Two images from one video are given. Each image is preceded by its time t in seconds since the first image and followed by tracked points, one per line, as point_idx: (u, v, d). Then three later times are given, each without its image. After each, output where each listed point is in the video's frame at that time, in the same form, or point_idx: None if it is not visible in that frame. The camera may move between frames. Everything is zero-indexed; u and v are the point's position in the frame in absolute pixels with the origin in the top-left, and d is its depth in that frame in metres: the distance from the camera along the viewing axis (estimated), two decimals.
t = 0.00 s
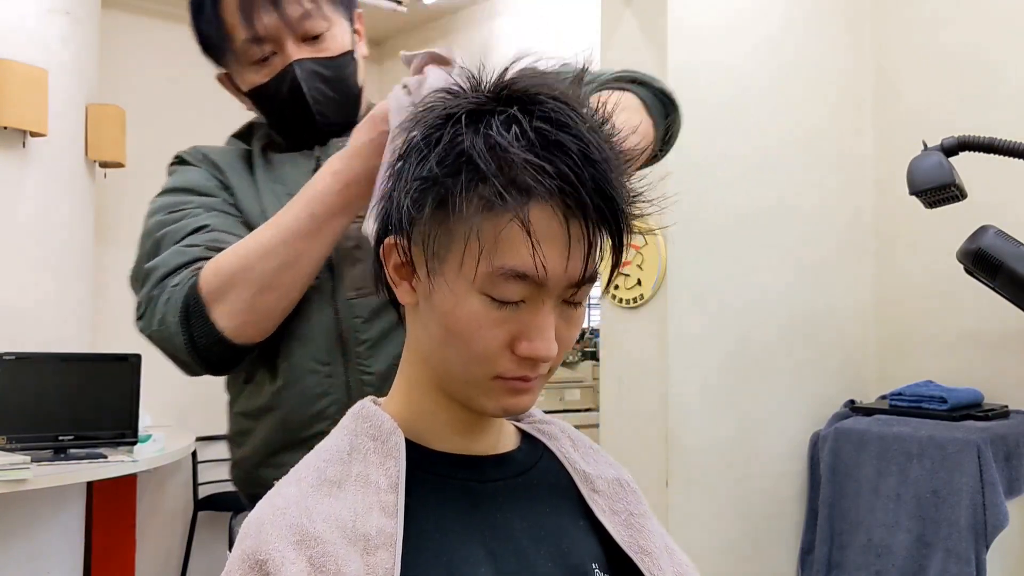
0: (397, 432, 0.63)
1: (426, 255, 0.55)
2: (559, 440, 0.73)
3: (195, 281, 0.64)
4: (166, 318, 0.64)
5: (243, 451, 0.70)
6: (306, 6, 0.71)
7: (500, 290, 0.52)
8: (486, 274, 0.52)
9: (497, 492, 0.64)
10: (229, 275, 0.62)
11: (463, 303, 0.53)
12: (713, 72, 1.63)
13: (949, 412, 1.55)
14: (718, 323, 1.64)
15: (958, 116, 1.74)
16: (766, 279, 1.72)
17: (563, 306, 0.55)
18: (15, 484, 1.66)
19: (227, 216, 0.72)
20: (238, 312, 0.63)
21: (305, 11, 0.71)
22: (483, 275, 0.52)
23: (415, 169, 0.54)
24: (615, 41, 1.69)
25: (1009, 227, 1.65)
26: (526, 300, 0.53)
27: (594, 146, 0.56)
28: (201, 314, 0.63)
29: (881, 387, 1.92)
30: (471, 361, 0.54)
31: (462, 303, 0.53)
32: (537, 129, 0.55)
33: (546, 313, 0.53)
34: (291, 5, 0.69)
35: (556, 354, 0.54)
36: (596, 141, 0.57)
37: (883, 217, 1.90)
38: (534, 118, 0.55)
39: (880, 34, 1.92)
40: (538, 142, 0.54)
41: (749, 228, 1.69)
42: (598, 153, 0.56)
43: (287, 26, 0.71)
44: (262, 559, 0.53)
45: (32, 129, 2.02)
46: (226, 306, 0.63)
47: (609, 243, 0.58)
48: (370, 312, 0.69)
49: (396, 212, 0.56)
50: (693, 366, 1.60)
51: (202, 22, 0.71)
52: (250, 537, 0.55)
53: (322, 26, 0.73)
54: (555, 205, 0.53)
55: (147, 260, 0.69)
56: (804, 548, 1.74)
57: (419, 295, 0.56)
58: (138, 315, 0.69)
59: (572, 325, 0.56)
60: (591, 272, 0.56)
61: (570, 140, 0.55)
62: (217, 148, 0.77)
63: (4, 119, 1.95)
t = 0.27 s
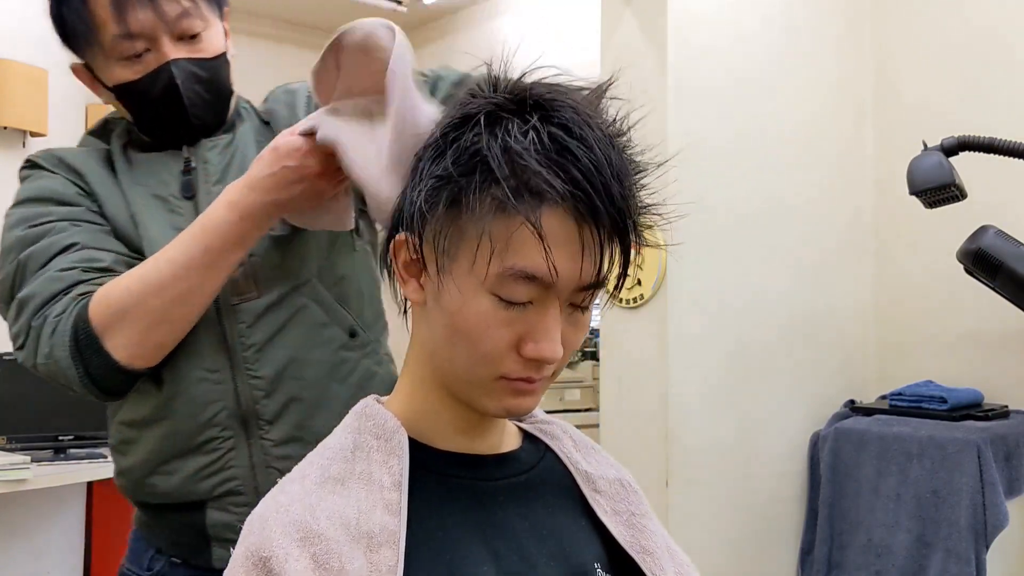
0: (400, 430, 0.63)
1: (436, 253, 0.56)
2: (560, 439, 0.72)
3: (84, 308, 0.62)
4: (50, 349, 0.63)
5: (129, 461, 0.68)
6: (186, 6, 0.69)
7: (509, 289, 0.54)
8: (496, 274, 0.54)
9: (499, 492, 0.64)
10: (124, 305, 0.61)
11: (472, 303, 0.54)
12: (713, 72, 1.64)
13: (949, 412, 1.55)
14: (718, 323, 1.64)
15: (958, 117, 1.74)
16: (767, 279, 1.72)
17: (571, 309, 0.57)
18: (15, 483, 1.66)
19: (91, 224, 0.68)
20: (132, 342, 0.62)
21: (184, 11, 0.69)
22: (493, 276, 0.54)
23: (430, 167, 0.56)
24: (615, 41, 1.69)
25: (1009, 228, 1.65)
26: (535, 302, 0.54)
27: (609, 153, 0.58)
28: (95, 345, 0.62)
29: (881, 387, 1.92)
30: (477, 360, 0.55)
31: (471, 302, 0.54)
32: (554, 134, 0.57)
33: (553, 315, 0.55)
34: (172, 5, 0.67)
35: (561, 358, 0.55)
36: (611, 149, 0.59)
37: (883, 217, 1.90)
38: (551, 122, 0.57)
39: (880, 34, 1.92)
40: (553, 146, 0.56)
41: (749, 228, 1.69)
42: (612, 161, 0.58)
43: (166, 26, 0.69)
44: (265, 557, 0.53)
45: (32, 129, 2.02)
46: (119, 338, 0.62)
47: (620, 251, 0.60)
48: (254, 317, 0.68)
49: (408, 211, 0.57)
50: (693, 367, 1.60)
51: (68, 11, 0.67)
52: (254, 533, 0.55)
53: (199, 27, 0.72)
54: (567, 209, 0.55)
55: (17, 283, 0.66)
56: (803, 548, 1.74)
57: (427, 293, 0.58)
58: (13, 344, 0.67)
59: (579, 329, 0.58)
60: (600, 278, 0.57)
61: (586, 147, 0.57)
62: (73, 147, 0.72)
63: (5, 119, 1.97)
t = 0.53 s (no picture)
0: (405, 427, 0.65)
1: (444, 254, 0.61)
2: (564, 441, 0.75)
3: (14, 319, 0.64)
4: None
5: (59, 470, 0.71)
6: None
7: (515, 290, 0.58)
8: (502, 276, 0.58)
9: (504, 491, 0.66)
10: (60, 318, 0.63)
11: (478, 304, 0.59)
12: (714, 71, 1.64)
13: (949, 413, 1.55)
14: (718, 324, 1.64)
15: (958, 117, 1.74)
16: (766, 279, 1.73)
17: (575, 308, 0.61)
18: (14, 483, 1.66)
19: (15, 223, 0.71)
20: (68, 354, 0.65)
21: None
22: (499, 277, 0.58)
23: (437, 170, 0.61)
24: (616, 40, 1.69)
25: (1009, 228, 1.65)
26: (539, 302, 0.59)
27: (609, 158, 0.63)
28: (26, 360, 0.64)
29: (882, 387, 1.92)
30: (483, 359, 0.60)
31: (477, 303, 0.59)
32: (554, 138, 0.61)
33: (557, 315, 0.59)
34: None
35: (565, 356, 0.60)
36: (613, 154, 0.63)
37: (883, 218, 1.91)
38: (554, 127, 0.62)
39: (879, 33, 1.93)
40: (555, 151, 0.61)
41: (749, 228, 1.70)
42: (612, 166, 0.63)
43: (96, 14, 0.73)
44: (272, 552, 0.54)
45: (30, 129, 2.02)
46: (53, 352, 0.65)
47: (621, 252, 0.64)
48: (192, 321, 0.73)
49: (417, 212, 0.62)
50: (693, 368, 1.60)
51: None
52: (261, 529, 0.56)
53: (130, 17, 0.76)
54: (570, 212, 0.60)
55: None
56: (803, 548, 1.74)
57: (433, 293, 0.62)
58: None
59: (582, 328, 0.62)
60: (602, 279, 0.62)
61: (585, 150, 0.62)
62: None
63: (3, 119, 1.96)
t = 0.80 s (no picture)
0: (405, 428, 0.65)
1: (442, 254, 0.61)
2: (563, 441, 0.75)
3: None
4: None
5: None
6: None
7: (514, 289, 0.58)
8: (500, 275, 0.59)
9: (503, 492, 0.66)
10: (24, 320, 0.63)
11: (477, 303, 0.59)
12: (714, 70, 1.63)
13: (949, 413, 1.55)
14: (718, 324, 1.64)
15: (959, 117, 1.74)
16: (767, 279, 1.73)
17: (574, 305, 0.62)
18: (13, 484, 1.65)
19: None
20: (29, 360, 0.65)
21: None
22: (497, 276, 0.59)
23: (434, 170, 0.61)
24: (616, 40, 1.69)
25: (1009, 228, 1.65)
26: (538, 300, 0.59)
27: (606, 153, 0.63)
28: None
29: (882, 387, 1.92)
30: (483, 359, 0.60)
31: (477, 302, 0.59)
32: (550, 134, 0.61)
33: (556, 312, 0.60)
34: None
35: (565, 353, 0.60)
36: (609, 148, 0.63)
37: (883, 218, 1.91)
38: (549, 123, 0.62)
39: (879, 33, 1.93)
40: (551, 147, 0.61)
41: (749, 228, 1.70)
42: (609, 160, 0.63)
43: None
44: (271, 553, 0.54)
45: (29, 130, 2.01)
46: (16, 358, 0.64)
47: (619, 247, 0.64)
48: (159, 327, 0.73)
49: (415, 213, 0.62)
50: (693, 368, 1.60)
51: None
52: (259, 529, 0.56)
53: None
54: (567, 208, 0.60)
55: None
56: (803, 548, 1.74)
57: (432, 293, 0.63)
58: None
59: (581, 324, 0.63)
60: (600, 275, 0.62)
61: (582, 146, 0.62)
62: None
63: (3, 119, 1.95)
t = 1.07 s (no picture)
0: (407, 428, 0.65)
1: (440, 252, 0.62)
2: (564, 441, 0.75)
3: None
4: None
5: None
6: None
7: (507, 284, 0.59)
8: (496, 271, 0.60)
9: (505, 491, 0.66)
10: (24, 305, 0.57)
11: (474, 300, 0.60)
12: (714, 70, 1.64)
13: (949, 412, 1.55)
14: (718, 324, 1.64)
15: (959, 117, 1.75)
16: (767, 279, 1.73)
17: (568, 301, 0.63)
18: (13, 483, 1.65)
19: None
20: (26, 350, 0.58)
21: None
22: (492, 272, 0.60)
23: (430, 169, 0.62)
24: (616, 40, 1.69)
25: (1009, 228, 1.65)
26: (533, 296, 0.60)
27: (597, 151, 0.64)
28: None
29: (881, 387, 1.92)
30: (480, 355, 0.61)
31: (473, 299, 0.60)
32: (543, 132, 0.63)
33: (551, 308, 0.61)
34: None
35: (560, 349, 0.61)
36: (601, 146, 0.65)
37: (883, 218, 1.91)
38: (542, 121, 0.63)
39: (879, 33, 1.93)
40: (544, 144, 0.62)
41: (749, 228, 1.70)
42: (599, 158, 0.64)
43: None
44: (274, 551, 0.55)
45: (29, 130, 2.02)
46: (15, 345, 0.57)
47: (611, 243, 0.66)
48: (154, 312, 0.69)
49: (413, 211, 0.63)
50: (693, 367, 1.60)
51: None
52: (262, 528, 0.56)
53: None
54: (559, 205, 0.61)
55: None
56: (803, 548, 1.74)
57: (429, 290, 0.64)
58: None
59: (576, 320, 0.64)
60: (594, 271, 0.63)
61: (574, 143, 0.63)
62: None
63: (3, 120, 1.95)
